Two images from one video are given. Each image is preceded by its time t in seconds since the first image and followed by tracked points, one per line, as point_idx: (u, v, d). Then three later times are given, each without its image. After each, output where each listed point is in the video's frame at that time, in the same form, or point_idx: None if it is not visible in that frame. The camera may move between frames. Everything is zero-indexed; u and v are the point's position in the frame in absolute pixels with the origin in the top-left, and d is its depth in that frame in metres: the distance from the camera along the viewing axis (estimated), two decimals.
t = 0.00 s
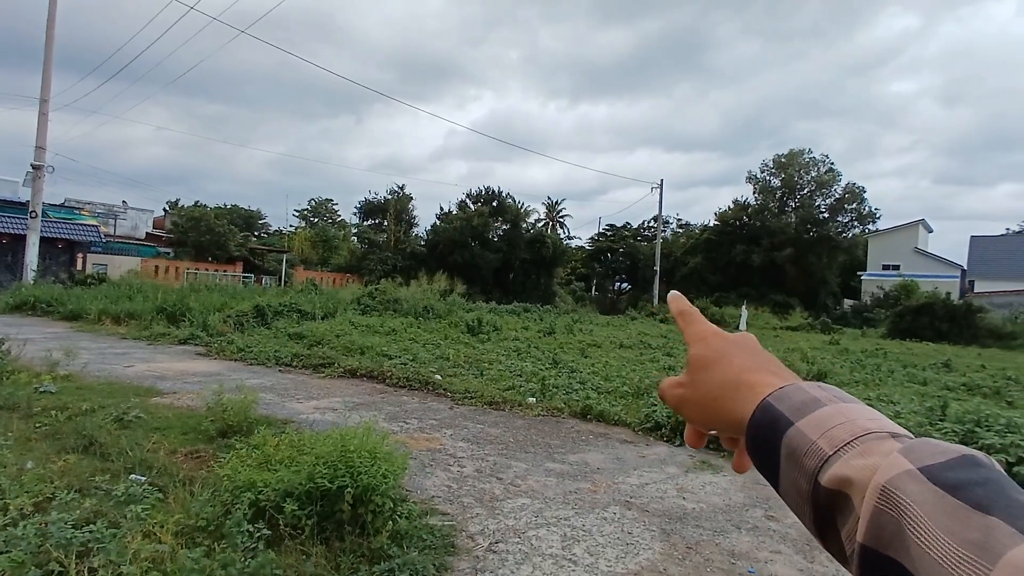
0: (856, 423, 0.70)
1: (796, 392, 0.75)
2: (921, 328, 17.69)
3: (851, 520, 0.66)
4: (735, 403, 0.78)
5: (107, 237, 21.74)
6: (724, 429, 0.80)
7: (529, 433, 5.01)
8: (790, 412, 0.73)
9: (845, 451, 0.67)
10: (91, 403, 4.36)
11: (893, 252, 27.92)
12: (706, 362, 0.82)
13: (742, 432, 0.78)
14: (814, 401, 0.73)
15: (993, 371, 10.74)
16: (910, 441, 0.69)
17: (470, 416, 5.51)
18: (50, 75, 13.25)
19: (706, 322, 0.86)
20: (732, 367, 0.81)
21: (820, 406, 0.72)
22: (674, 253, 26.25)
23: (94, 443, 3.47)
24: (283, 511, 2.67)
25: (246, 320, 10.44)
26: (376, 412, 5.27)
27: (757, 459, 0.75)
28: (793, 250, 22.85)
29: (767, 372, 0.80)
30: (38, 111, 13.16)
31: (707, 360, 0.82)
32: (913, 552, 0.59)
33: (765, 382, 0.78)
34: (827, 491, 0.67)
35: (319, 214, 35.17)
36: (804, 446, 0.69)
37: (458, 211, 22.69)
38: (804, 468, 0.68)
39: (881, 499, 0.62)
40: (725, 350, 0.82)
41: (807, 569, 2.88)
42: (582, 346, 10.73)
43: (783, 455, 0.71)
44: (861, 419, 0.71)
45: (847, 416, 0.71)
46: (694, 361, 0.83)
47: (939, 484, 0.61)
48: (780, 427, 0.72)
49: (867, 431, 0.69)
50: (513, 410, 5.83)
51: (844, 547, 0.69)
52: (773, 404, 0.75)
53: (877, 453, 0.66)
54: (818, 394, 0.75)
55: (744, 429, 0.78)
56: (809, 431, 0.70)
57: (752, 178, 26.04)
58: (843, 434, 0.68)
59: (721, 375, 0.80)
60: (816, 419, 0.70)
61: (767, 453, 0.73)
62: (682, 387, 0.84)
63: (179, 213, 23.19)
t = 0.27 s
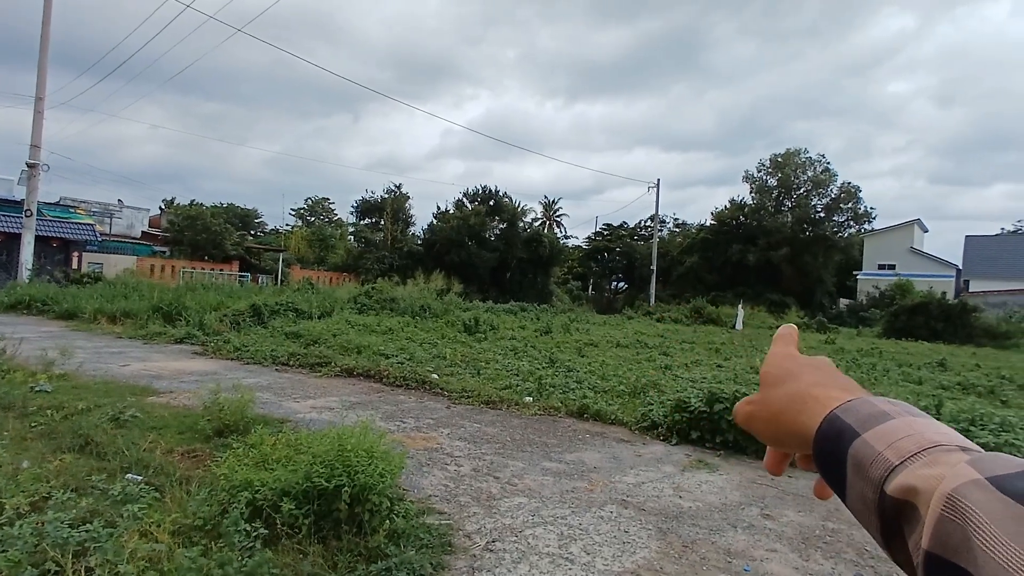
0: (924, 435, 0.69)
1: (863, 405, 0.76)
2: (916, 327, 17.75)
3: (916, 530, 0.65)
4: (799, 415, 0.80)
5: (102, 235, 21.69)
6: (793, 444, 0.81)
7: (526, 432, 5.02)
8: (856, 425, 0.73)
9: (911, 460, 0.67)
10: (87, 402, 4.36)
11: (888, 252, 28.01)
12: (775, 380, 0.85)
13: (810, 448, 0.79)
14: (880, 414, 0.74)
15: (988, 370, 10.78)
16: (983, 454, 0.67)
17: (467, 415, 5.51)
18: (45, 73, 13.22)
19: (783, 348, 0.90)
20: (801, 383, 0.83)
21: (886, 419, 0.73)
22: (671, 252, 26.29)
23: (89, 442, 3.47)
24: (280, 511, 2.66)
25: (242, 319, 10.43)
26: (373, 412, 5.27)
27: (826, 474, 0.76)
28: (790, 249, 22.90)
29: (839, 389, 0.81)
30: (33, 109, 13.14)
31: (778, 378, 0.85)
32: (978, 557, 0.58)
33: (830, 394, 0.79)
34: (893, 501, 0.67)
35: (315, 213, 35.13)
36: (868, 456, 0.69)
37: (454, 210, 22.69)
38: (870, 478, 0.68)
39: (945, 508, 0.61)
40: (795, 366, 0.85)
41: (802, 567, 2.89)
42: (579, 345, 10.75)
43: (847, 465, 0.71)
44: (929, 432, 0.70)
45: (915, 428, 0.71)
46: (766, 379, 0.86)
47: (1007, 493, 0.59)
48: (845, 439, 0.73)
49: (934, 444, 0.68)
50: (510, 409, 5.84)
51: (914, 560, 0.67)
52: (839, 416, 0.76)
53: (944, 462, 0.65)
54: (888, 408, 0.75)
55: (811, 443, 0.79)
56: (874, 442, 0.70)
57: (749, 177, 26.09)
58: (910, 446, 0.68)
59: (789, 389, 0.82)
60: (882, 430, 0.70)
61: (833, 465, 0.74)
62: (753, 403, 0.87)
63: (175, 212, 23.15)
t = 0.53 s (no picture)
0: (903, 440, 0.70)
1: (841, 409, 0.75)
2: (912, 325, 17.82)
3: (902, 540, 0.66)
4: (777, 425, 0.78)
5: (98, 235, 21.62)
6: (769, 450, 0.79)
7: (523, 431, 5.03)
8: (835, 432, 0.72)
9: (894, 470, 0.67)
10: (82, 402, 4.34)
11: (884, 251, 28.10)
12: (741, 383, 0.81)
13: (788, 453, 0.78)
14: (859, 418, 0.73)
15: (983, 368, 10.83)
16: (963, 456, 0.68)
17: (464, 414, 5.51)
18: (39, 72, 13.17)
19: (724, 333, 0.86)
20: (769, 385, 0.80)
21: (865, 423, 0.72)
22: (667, 252, 26.32)
23: (85, 442, 3.46)
24: (277, 510, 2.67)
25: (239, 319, 10.40)
26: (370, 411, 5.27)
27: (805, 481, 0.75)
28: (786, 249, 22.96)
29: (807, 388, 0.79)
30: (27, 108, 13.09)
31: (740, 379, 0.81)
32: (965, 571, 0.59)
33: (806, 400, 0.77)
34: (877, 512, 0.67)
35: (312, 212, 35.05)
36: (852, 465, 0.69)
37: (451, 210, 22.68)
38: (854, 487, 0.69)
39: (929, 520, 0.62)
40: (755, 367, 0.81)
41: (798, 565, 2.90)
42: (576, 344, 10.76)
43: (830, 475, 0.71)
44: (909, 436, 0.70)
45: (894, 432, 0.71)
46: (726, 380, 0.82)
47: (993, 503, 0.61)
48: (825, 447, 0.72)
49: (915, 449, 0.68)
50: (507, 409, 5.84)
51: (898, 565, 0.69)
52: (817, 421, 0.74)
53: (927, 471, 0.66)
54: (864, 410, 0.74)
55: (789, 448, 0.77)
56: (855, 450, 0.70)
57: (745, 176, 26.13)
58: (892, 453, 0.68)
59: (761, 397, 0.79)
60: (862, 438, 0.70)
61: (813, 473, 0.73)
62: (716, 407, 0.83)
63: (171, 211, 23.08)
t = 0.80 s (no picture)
0: (852, 438, 0.69)
1: (792, 407, 0.74)
2: (911, 327, 17.82)
3: (850, 540, 0.67)
4: (732, 425, 0.77)
5: (98, 235, 21.61)
6: (723, 448, 0.79)
7: (522, 432, 5.02)
8: (786, 430, 0.72)
9: (842, 469, 0.67)
10: (82, 402, 4.34)
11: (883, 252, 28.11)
12: (698, 382, 0.80)
13: (740, 450, 0.77)
14: (810, 415, 0.73)
15: (982, 370, 10.81)
16: (909, 454, 0.68)
17: (464, 415, 5.52)
18: (40, 72, 13.18)
19: (690, 332, 0.84)
20: (726, 383, 0.79)
21: (815, 419, 0.72)
22: (667, 253, 26.33)
23: (86, 442, 3.47)
24: (277, 510, 2.67)
25: (239, 320, 10.40)
26: (369, 412, 5.27)
27: (757, 479, 0.75)
28: (786, 250, 22.96)
29: (762, 387, 0.78)
30: (28, 108, 13.11)
31: (697, 377, 0.81)
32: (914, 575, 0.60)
33: (762, 400, 0.76)
34: (826, 513, 0.68)
35: (312, 212, 35.06)
36: (801, 465, 0.69)
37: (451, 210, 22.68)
38: (802, 487, 0.69)
39: (876, 521, 0.63)
40: (715, 365, 0.80)
41: (796, 566, 2.90)
42: (576, 345, 10.77)
43: (780, 474, 0.71)
44: (858, 435, 0.70)
45: (841, 430, 0.71)
46: (684, 377, 0.81)
47: (939, 504, 0.61)
48: (776, 447, 0.72)
49: (862, 447, 0.68)
50: (506, 409, 5.84)
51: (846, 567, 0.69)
52: (769, 421, 0.74)
53: (874, 470, 0.66)
54: (814, 408, 0.74)
55: (740, 447, 0.77)
56: (804, 450, 0.70)
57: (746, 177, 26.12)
58: (841, 452, 0.68)
59: (717, 396, 0.78)
60: (813, 436, 0.70)
61: (766, 472, 0.73)
62: (674, 405, 0.82)
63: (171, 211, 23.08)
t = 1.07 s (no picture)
0: (858, 467, 0.69)
1: (801, 438, 0.75)
2: (911, 327, 17.83)
3: (859, 567, 0.66)
4: (740, 455, 0.78)
5: (98, 235, 21.61)
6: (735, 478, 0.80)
7: (522, 432, 5.03)
8: (795, 459, 0.72)
9: (849, 497, 0.67)
10: (83, 403, 4.34)
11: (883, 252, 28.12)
12: (708, 414, 0.82)
13: (751, 481, 0.78)
14: (817, 444, 0.73)
15: (982, 370, 10.81)
16: (916, 484, 0.68)
17: (464, 415, 5.52)
18: (40, 73, 13.19)
19: (706, 366, 0.86)
20: (738, 413, 0.81)
21: (822, 450, 0.72)
22: (667, 253, 26.33)
23: (86, 442, 3.47)
24: (277, 510, 2.67)
25: (239, 320, 10.40)
26: (369, 412, 5.27)
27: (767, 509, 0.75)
28: (785, 250, 22.96)
29: (773, 419, 0.79)
30: (28, 108, 13.12)
31: (710, 409, 0.82)
32: None
33: (771, 429, 0.77)
34: (835, 539, 0.67)
35: (312, 213, 35.06)
36: (807, 492, 0.69)
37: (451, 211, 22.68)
38: (810, 514, 0.68)
39: (881, 546, 0.62)
40: (726, 397, 0.82)
41: (796, 566, 2.90)
42: (575, 345, 10.77)
43: (789, 501, 0.71)
44: (865, 463, 0.70)
45: (848, 459, 0.70)
46: (697, 408, 0.83)
47: (938, 530, 0.60)
48: (784, 475, 0.72)
49: (869, 476, 0.68)
50: (506, 410, 5.84)
51: None
52: (780, 450, 0.74)
53: (878, 499, 0.66)
54: (823, 437, 0.74)
55: (751, 476, 0.78)
56: (812, 478, 0.69)
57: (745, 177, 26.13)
58: (846, 481, 0.68)
59: (727, 427, 0.80)
60: (820, 466, 0.70)
61: (774, 500, 0.73)
62: (689, 436, 0.84)
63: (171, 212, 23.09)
